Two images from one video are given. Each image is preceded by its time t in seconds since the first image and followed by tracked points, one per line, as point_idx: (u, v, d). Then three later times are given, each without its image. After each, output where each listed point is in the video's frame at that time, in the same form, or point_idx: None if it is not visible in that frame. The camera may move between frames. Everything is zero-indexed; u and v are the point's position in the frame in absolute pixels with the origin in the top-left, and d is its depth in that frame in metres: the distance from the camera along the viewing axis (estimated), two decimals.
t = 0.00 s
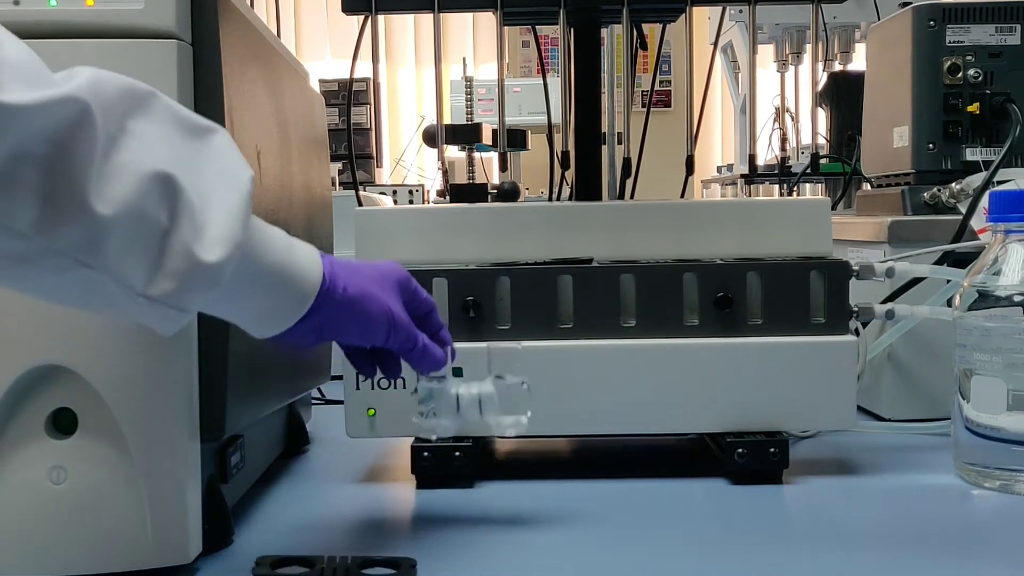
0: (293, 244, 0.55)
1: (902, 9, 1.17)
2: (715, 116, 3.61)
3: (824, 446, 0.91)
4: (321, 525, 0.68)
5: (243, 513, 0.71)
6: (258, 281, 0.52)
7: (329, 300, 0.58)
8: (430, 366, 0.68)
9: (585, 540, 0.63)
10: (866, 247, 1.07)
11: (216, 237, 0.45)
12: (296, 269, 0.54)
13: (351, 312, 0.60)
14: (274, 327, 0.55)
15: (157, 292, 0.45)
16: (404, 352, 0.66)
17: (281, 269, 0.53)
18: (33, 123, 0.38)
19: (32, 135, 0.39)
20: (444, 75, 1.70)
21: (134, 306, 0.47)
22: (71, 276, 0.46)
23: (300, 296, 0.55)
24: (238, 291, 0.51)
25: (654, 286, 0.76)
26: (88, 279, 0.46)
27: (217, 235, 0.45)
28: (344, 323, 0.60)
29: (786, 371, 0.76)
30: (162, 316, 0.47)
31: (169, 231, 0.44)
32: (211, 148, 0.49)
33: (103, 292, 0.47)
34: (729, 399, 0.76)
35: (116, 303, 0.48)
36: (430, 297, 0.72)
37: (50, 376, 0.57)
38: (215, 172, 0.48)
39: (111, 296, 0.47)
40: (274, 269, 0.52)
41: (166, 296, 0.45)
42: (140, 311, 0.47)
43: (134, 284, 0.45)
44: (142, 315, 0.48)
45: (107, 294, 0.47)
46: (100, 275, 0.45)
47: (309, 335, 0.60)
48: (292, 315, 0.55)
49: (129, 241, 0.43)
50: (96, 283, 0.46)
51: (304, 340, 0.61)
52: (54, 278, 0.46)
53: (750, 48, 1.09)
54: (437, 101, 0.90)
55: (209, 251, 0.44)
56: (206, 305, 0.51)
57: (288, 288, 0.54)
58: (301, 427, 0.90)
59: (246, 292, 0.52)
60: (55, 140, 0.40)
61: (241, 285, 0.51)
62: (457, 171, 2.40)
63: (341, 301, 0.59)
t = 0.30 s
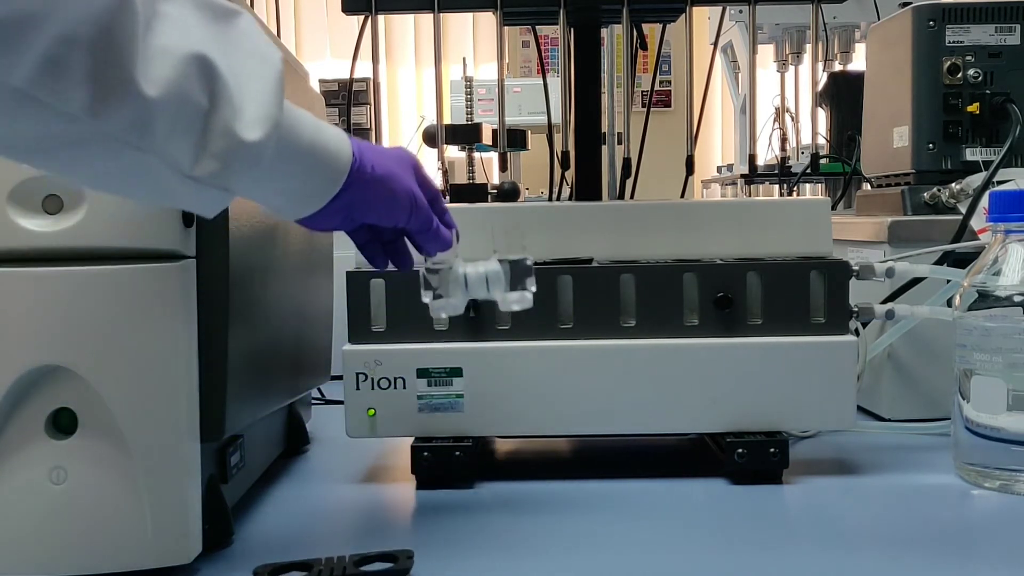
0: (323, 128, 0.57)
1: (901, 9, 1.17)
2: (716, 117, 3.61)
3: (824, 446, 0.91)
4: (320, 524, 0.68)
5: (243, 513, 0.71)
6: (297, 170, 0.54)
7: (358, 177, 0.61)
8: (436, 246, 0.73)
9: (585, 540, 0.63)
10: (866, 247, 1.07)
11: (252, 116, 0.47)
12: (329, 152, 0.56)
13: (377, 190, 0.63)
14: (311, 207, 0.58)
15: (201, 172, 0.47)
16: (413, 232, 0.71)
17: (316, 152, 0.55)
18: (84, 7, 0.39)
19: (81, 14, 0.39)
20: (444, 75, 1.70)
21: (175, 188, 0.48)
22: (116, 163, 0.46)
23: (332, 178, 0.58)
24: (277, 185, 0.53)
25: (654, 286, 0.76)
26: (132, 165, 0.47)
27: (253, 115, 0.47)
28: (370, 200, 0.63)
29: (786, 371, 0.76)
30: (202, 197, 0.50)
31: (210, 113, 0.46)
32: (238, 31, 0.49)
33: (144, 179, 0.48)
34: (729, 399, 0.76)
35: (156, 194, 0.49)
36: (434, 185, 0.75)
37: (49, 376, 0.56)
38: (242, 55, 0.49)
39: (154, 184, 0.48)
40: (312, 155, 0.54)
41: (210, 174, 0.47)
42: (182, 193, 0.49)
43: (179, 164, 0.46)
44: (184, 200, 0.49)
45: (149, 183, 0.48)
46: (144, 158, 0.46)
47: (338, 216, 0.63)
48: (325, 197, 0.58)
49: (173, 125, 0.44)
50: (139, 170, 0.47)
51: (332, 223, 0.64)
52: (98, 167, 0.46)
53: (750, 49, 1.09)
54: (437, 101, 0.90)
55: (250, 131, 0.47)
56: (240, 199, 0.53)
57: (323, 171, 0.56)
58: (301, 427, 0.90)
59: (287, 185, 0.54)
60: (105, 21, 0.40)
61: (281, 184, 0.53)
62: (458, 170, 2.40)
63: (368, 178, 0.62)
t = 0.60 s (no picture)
0: (338, 79, 0.63)
1: (903, 8, 1.17)
2: (717, 116, 3.61)
3: (826, 446, 0.91)
4: (320, 524, 0.68)
5: (242, 513, 0.71)
6: (317, 112, 0.59)
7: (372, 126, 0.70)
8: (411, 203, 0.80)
9: (586, 540, 0.63)
10: (868, 246, 1.07)
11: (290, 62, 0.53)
12: (343, 100, 0.62)
13: (385, 141, 0.71)
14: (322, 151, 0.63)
15: (246, 111, 0.52)
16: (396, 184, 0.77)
17: (335, 100, 0.61)
18: None
19: None
20: (445, 74, 1.70)
21: (215, 125, 0.52)
22: (164, 96, 0.48)
23: (346, 124, 0.64)
24: (298, 121, 0.57)
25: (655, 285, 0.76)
26: (180, 100, 0.49)
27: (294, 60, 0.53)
28: (379, 149, 0.71)
29: (787, 371, 0.76)
30: (239, 133, 0.53)
31: (258, 54, 0.49)
32: None
33: (186, 112, 0.50)
34: (731, 399, 0.76)
35: (195, 131, 0.52)
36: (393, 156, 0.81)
37: (49, 376, 0.56)
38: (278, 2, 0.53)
39: (195, 118, 0.51)
40: (330, 102, 0.60)
41: (254, 113, 0.52)
42: (219, 129, 0.52)
43: (227, 99, 0.50)
44: (221, 135, 0.53)
45: (191, 118, 0.51)
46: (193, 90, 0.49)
47: (350, 159, 0.69)
48: (338, 140, 0.64)
49: (228, 61, 0.48)
50: (185, 102, 0.49)
51: (341, 167, 0.69)
52: (145, 101, 0.48)
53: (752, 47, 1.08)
54: (437, 100, 0.90)
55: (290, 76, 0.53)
56: (268, 134, 0.57)
57: (339, 117, 0.62)
58: (301, 426, 0.90)
59: (307, 126, 0.59)
60: None
61: (299, 124, 0.58)
62: (459, 169, 2.40)
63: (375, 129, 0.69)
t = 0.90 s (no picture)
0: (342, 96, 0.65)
1: (903, 8, 1.17)
2: (716, 116, 3.61)
3: (826, 446, 0.91)
4: (321, 524, 0.68)
5: (242, 513, 0.71)
6: (322, 126, 0.61)
7: (369, 141, 0.70)
8: (397, 200, 0.82)
9: (585, 540, 0.63)
10: (868, 246, 1.07)
11: (300, 73, 0.55)
12: (347, 115, 0.64)
13: (382, 154, 0.72)
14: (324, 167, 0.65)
15: (258, 120, 0.53)
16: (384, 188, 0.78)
17: (339, 116, 0.63)
18: None
19: None
20: (445, 74, 1.70)
21: (229, 139, 0.53)
22: (182, 106, 0.49)
23: (351, 138, 0.66)
24: (306, 135, 0.59)
25: (655, 285, 0.76)
26: (196, 112, 0.50)
27: (303, 71, 0.55)
28: (375, 162, 0.72)
29: (787, 371, 0.76)
30: (251, 146, 0.55)
31: (270, 64, 0.51)
32: None
33: (200, 124, 0.51)
34: (731, 398, 0.76)
35: (210, 146, 0.52)
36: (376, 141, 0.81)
37: (50, 376, 0.56)
38: (289, 20, 0.55)
39: (210, 132, 0.51)
40: (335, 117, 0.62)
41: (267, 122, 0.53)
42: (233, 142, 0.53)
43: (241, 109, 0.51)
44: (234, 148, 0.54)
45: (207, 131, 0.51)
46: (211, 100, 0.50)
47: (347, 176, 0.70)
48: (343, 154, 0.65)
49: (242, 69, 0.49)
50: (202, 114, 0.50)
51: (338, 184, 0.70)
52: (163, 110, 0.49)
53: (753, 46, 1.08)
54: (437, 101, 0.90)
55: (299, 86, 0.55)
56: (278, 149, 0.58)
57: (344, 131, 0.64)
58: (301, 426, 0.90)
59: (312, 138, 0.60)
60: None
61: (306, 139, 0.60)
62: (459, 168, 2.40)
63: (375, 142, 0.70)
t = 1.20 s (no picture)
0: (345, 107, 0.63)
1: (903, 8, 1.17)
2: (716, 116, 3.62)
3: (826, 446, 0.91)
4: (320, 524, 0.68)
5: (242, 513, 0.71)
6: (326, 138, 0.59)
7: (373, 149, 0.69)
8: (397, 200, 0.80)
9: (585, 540, 0.63)
10: (867, 246, 1.07)
11: (306, 83, 0.53)
12: (348, 126, 0.63)
13: (384, 160, 0.71)
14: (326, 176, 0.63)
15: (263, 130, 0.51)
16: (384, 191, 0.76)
17: (342, 127, 0.61)
18: None
19: None
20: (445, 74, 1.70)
21: (231, 145, 0.52)
22: (187, 113, 0.49)
23: (354, 148, 0.64)
24: (310, 145, 0.58)
25: (655, 285, 0.76)
26: (202, 119, 0.49)
27: (309, 81, 0.54)
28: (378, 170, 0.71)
29: (786, 371, 0.76)
30: (255, 154, 0.53)
31: (278, 75, 0.50)
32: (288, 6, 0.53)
33: (206, 129, 0.50)
34: (731, 398, 0.76)
35: (212, 148, 0.52)
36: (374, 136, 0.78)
37: (50, 376, 0.56)
38: (296, 29, 0.53)
39: (214, 137, 0.51)
40: (339, 127, 0.61)
41: (272, 132, 0.52)
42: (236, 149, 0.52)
43: (247, 119, 0.50)
44: (236, 153, 0.53)
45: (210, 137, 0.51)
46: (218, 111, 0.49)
47: (352, 185, 0.69)
48: (346, 165, 0.64)
49: (249, 80, 0.48)
50: (207, 121, 0.49)
51: (342, 192, 0.68)
52: (165, 113, 0.48)
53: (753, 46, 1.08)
54: (437, 100, 0.90)
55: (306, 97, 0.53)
56: (281, 158, 0.57)
57: (347, 141, 0.63)
58: (301, 426, 0.90)
59: (316, 148, 0.59)
60: None
61: (309, 150, 0.58)
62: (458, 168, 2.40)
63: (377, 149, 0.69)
